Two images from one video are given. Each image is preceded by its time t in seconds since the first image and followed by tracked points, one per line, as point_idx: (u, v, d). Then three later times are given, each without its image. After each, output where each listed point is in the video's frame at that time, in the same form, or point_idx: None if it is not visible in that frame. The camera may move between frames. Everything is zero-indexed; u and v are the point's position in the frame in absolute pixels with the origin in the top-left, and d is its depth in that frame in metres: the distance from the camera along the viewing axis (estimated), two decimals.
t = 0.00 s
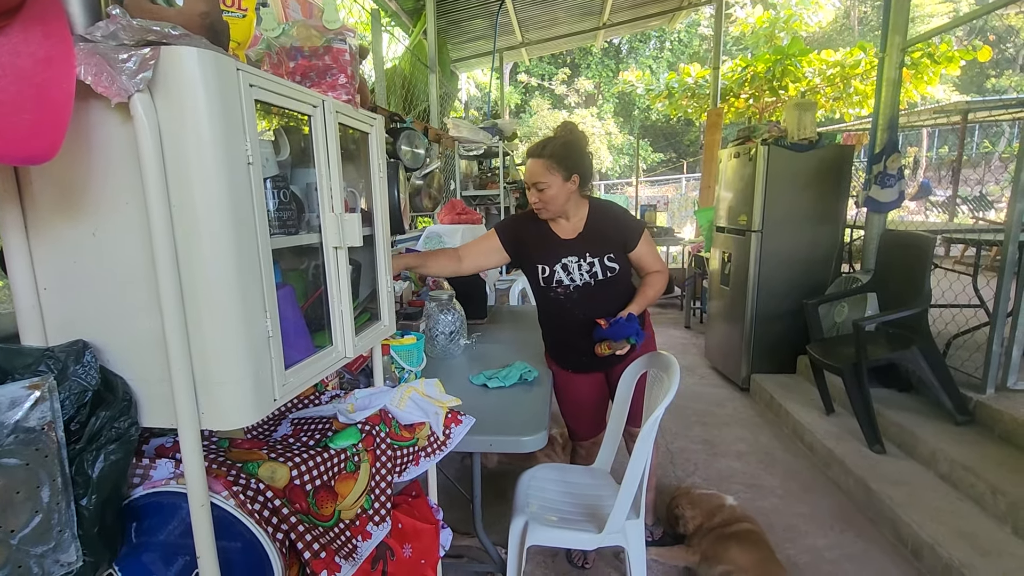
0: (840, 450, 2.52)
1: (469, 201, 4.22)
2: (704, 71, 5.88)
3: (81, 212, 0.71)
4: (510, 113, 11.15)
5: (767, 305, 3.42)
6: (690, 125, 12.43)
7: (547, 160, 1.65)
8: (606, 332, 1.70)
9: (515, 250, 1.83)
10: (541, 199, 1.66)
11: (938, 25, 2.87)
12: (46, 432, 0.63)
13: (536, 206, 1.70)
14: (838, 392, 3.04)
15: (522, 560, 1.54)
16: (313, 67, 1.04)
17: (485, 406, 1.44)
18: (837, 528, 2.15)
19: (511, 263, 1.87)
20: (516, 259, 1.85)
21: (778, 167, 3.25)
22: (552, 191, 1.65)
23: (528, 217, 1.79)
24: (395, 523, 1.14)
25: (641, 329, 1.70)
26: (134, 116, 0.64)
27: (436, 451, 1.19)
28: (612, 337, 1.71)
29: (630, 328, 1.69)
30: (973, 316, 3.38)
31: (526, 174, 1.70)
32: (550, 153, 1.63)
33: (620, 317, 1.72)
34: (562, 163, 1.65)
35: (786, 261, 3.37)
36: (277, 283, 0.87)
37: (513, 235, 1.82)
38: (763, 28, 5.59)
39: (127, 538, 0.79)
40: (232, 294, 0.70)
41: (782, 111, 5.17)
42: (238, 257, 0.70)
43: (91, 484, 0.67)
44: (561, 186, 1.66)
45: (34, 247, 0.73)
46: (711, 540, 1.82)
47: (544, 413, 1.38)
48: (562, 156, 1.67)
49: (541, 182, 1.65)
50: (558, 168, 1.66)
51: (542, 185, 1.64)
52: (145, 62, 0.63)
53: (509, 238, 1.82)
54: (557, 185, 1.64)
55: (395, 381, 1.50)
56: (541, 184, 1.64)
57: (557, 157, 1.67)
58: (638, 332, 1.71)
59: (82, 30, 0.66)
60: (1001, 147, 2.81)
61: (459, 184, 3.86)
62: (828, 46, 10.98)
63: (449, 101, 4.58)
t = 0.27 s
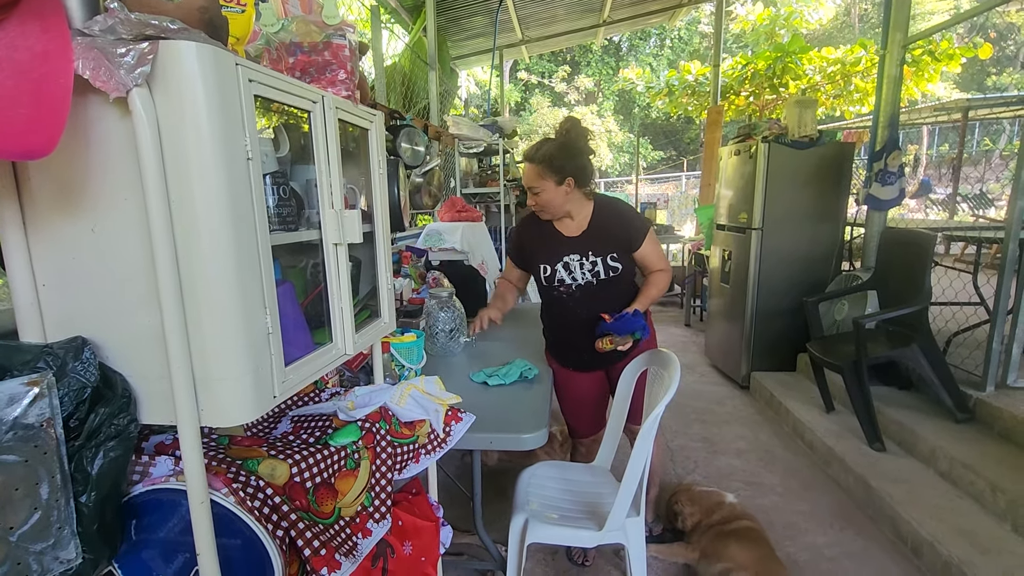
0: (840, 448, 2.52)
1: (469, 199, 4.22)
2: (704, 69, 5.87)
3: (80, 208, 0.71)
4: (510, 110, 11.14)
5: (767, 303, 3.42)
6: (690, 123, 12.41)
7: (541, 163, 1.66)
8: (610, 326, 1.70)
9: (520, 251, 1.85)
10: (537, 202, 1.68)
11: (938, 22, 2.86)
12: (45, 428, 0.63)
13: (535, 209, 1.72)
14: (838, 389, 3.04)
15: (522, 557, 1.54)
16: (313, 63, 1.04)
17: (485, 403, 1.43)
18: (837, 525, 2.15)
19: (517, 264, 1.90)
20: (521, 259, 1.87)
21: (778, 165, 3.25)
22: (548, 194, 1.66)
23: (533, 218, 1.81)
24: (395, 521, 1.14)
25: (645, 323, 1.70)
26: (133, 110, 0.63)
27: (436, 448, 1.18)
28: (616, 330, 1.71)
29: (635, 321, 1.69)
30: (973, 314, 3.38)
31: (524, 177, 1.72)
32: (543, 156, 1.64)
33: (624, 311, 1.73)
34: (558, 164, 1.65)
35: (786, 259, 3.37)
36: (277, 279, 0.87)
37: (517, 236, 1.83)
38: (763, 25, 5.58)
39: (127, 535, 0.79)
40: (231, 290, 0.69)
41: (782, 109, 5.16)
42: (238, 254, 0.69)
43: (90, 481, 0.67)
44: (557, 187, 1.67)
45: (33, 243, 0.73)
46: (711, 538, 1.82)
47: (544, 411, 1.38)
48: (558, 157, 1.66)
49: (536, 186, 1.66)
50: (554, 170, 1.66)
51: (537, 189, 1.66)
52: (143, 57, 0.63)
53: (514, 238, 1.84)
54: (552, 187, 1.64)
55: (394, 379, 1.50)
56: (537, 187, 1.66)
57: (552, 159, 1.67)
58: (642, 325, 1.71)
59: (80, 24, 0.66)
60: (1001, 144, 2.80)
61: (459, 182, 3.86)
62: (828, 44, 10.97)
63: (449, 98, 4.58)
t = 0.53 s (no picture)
0: (841, 445, 2.52)
1: (469, 197, 4.21)
2: (704, 66, 5.86)
3: (77, 204, 0.70)
4: (510, 108, 11.12)
5: (768, 300, 3.41)
6: (691, 121, 12.39)
7: (540, 163, 1.70)
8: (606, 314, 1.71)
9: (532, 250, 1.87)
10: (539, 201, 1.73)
11: (940, 19, 2.85)
12: (43, 424, 0.62)
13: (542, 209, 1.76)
14: (838, 387, 3.04)
15: (523, 554, 1.54)
16: (312, 58, 1.03)
17: (488, 400, 1.43)
18: (837, 523, 2.15)
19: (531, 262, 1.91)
20: (533, 257, 1.89)
21: (779, 162, 3.24)
22: (548, 193, 1.70)
23: (546, 219, 1.83)
24: (395, 518, 1.14)
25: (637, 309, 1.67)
26: (131, 104, 0.63)
27: (436, 445, 1.18)
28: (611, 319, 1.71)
29: (625, 308, 1.68)
30: (974, 312, 3.38)
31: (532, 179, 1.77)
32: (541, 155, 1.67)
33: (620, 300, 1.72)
34: (557, 162, 1.67)
35: (786, 256, 3.36)
36: (277, 275, 0.86)
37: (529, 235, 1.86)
38: (764, 22, 5.56)
39: (126, 532, 0.79)
40: (230, 285, 0.69)
41: (783, 106, 5.15)
42: (236, 249, 0.69)
43: (88, 477, 0.67)
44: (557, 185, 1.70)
45: (30, 239, 0.73)
46: (711, 535, 1.82)
47: (544, 408, 1.37)
48: (558, 155, 1.69)
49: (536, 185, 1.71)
50: (554, 168, 1.69)
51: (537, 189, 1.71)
52: (141, 50, 0.63)
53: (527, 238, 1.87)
54: (551, 185, 1.67)
55: (394, 376, 1.50)
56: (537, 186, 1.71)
57: (551, 158, 1.70)
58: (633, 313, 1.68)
59: (77, 17, 0.65)
60: (1002, 142, 2.78)
61: (459, 179, 3.85)
62: (829, 41, 10.94)
63: (449, 95, 4.56)
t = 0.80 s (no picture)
0: (840, 444, 2.52)
1: (469, 195, 4.21)
2: (705, 64, 5.85)
3: (73, 201, 0.70)
4: (510, 106, 11.10)
5: (768, 299, 3.41)
6: (691, 119, 12.37)
7: (557, 162, 1.73)
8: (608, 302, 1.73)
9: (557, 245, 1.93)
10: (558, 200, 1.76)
11: (941, 17, 2.84)
12: (39, 423, 0.62)
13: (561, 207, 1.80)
14: (838, 386, 3.03)
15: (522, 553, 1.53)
16: (310, 54, 1.03)
17: (490, 399, 1.43)
18: (836, 522, 2.15)
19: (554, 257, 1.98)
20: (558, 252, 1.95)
21: (779, 161, 3.23)
22: (566, 192, 1.74)
23: (568, 216, 1.88)
24: (394, 517, 1.14)
25: (629, 294, 1.65)
26: (127, 100, 0.62)
27: (435, 444, 1.18)
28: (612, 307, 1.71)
29: (620, 293, 1.68)
30: (974, 311, 3.37)
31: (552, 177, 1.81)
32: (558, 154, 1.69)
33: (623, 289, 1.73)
34: (573, 161, 1.69)
35: (787, 255, 3.36)
36: (275, 273, 0.86)
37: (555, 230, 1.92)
38: (764, 21, 5.55)
39: (124, 530, 0.79)
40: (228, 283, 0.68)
41: (783, 105, 5.14)
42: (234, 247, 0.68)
43: (85, 476, 0.66)
44: (573, 184, 1.73)
45: (26, 235, 0.72)
46: (710, 534, 1.82)
47: (543, 407, 1.37)
48: (575, 154, 1.71)
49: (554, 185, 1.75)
50: (571, 167, 1.72)
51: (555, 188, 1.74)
52: (137, 45, 0.62)
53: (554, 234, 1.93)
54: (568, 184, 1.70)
55: (393, 374, 1.50)
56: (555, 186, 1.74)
57: (568, 157, 1.72)
58: (627, 298, 1.67)
59: (72, 12, 0.64)
60: (1003, 141, 2.78)
61: (459, 177, 3.85)
62: (830, 40, 10.93)
63: (449, 93, 4.56)
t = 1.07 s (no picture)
0: (840, 443, 2.52)
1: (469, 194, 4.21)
2: (705, 63, 5.84)
3: (75, 200, 0.70)
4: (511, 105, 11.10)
5: (768, 298, 3.41)
6: (691, 118, 12.36)
7: (585, 158, 1.76)
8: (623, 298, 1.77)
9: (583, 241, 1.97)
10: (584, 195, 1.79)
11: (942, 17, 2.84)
12: (42, 421, 0.62)
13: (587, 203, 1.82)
14: (838, 385, 3.04)
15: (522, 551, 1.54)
16: (312, 53, 1.03)
17: (492, 397, 1.43)
18: (835, 521, 2.15)
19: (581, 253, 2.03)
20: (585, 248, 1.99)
21: (780, 161, 3.23)
22: (591, 188, 1.76)
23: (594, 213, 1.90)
24: (395, 515, 1.14)
25: (641, 293, 1.69)
26: (129, 99, 0.63)
27: (436, 442, 1.18)
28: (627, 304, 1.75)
29: (632, 291, 1.72)
30: (974, 311, 3.37)
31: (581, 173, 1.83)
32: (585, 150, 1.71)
33: (638, 286, 1.76)
34: (600, 159, 1.71)
35: (788, 254, 3.36)
36: (277, 272, 0.86)
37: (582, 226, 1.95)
38: (765, 20, 5.54)
39: (126, 528, 0.79)
40: (229, 282, 0.69)
41: (784, 104, 5.13)
42: (236, 245, 0.69)
43: (87, 474, 0.66)
44: (600, 180, 1.75)
45: (29, 233, 0.72)
46: (710, 532, 1.83)
47: (544, 405, 1.37)
48: (603, 151, 1.72)
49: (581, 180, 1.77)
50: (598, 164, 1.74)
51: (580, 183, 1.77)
52: (139, 44, 0.62)
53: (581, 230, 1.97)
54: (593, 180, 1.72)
55: (394, 373, 1.50)
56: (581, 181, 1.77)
57: (596, 154, 1.74)
58: (640, 296, 1.70)
59: (75, 11, 0.64)
60: (1003, 141, 2.78)
61: (460, 176, 3.85)
62: (831, 39, 10.92)
63: (449, 91, 4.55)
